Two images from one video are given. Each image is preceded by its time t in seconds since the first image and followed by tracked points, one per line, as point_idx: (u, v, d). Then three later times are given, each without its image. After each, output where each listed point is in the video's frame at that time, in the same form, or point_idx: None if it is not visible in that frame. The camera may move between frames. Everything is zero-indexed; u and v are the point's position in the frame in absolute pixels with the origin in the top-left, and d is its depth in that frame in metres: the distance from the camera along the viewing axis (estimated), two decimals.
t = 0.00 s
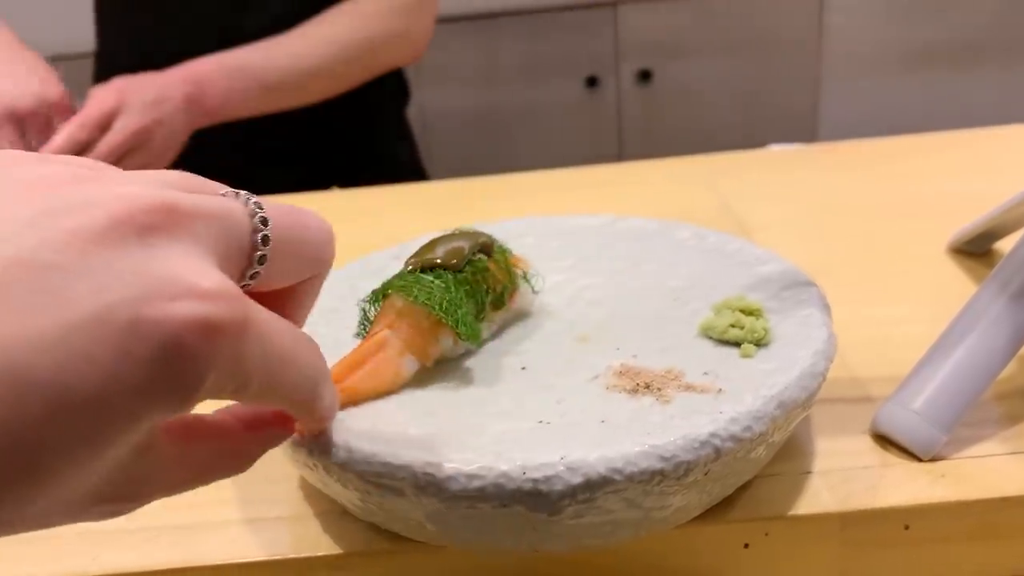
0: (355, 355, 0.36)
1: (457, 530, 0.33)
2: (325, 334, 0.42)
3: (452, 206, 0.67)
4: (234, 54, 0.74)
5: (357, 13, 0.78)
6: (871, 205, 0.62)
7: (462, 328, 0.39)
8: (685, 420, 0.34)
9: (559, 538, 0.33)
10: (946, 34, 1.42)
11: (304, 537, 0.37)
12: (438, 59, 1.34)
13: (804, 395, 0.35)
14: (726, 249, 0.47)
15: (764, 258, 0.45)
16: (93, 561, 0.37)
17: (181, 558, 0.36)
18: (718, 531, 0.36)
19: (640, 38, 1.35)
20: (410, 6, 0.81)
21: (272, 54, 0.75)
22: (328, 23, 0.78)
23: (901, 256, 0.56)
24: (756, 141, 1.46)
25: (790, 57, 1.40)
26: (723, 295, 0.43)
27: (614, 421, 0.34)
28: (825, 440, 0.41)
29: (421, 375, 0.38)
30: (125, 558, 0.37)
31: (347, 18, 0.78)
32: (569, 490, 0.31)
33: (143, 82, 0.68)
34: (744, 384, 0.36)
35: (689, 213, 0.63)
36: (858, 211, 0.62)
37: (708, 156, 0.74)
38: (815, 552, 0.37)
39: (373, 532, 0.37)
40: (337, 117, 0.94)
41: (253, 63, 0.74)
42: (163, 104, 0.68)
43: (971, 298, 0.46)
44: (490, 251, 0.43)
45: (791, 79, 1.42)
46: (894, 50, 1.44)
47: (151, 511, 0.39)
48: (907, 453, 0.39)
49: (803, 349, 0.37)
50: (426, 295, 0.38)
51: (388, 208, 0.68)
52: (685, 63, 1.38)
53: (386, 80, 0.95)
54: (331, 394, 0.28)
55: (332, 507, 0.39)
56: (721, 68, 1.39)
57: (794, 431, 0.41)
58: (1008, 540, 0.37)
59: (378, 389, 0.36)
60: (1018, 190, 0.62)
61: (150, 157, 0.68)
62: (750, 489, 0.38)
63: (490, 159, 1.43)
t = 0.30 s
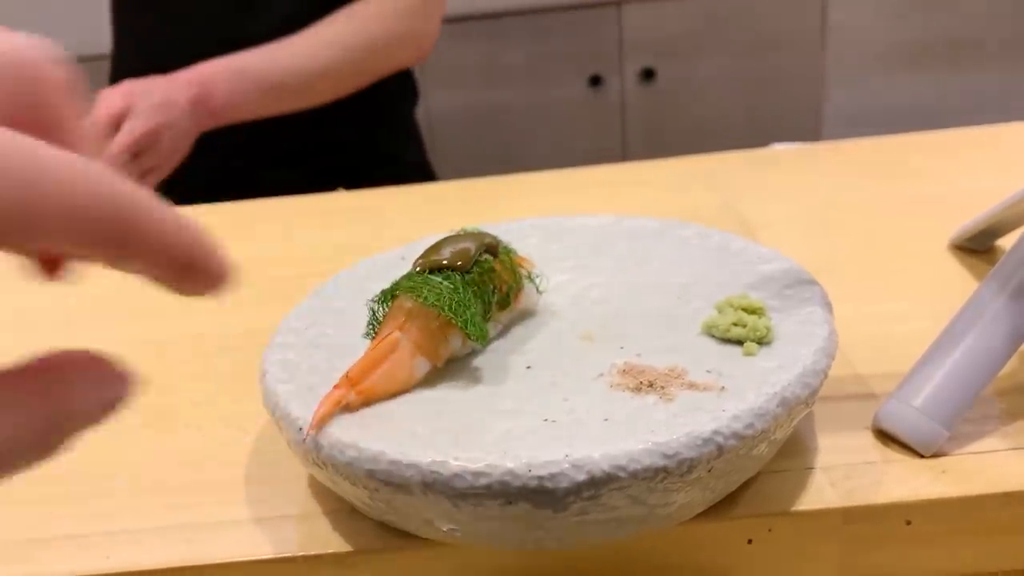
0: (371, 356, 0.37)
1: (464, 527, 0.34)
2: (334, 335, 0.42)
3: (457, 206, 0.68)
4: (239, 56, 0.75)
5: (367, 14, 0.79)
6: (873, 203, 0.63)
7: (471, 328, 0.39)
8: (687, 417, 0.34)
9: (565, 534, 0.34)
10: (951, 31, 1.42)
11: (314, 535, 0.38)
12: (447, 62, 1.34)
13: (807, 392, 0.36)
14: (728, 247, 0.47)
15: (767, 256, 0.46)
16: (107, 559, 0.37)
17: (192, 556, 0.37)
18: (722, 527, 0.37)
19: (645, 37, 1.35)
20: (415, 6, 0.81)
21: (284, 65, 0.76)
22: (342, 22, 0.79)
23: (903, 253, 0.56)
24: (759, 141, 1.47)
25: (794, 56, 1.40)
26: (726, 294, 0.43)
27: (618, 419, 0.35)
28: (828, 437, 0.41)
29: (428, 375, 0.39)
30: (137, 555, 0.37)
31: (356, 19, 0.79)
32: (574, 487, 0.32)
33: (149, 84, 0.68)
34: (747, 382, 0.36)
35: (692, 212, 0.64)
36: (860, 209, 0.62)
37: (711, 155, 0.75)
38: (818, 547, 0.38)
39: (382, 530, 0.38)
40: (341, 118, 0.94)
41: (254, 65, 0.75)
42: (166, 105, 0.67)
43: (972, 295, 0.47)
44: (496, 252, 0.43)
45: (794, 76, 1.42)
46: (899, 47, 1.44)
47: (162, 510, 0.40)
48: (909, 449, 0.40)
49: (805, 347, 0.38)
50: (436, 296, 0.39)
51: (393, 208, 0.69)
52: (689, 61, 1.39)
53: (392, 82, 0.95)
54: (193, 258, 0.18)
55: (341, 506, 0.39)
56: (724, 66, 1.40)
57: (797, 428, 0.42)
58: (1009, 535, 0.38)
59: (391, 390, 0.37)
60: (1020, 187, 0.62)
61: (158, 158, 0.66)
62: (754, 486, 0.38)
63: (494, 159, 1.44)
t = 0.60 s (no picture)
0: (373, 368, 0.37)
1: (468, 533, 0.34)
2: (340, 343, 0.43)
3: (462, 211, 0.68)
4: (254, 58, 0.86)
5: (369, 15, 0.87)
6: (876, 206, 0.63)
7: (475, 337, 0.40)
8: (687, 425, 0.35)
9: (568, 539, 0.34)
10: (958, 28, 1.42)
11: (323, 539, 0.39)
12: (451, 64, 1.35)
13: (805, 399, 0.36)
14: (728, 253, 0.48)
15: (766, 263, 0.46)
16: (122, 564, 0.38)
17: (202, 561, 0.38)
18: (723, 530, 0.37)
19: (650, 37, 1.36)
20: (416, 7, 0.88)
21: (302, 63, 0.86)
22: (345, 22, 0.87)
23: (905, 256, 0.57)
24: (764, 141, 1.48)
25: (801, 56, 1.40)
26: (727, 300, 0.44)
27: (619, 426, 0.35)
28: (828, 441, 0.42)
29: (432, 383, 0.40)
30: (150, 560, 0.38)
31: (358, 19, 0.87)
32: (576, 494, 0.32)
33: (161, 92, 0.81)
34: (746, 389, 0.37)
35: (695, 215, 0.65)
36: (864, 211, 0.62)
37: (715, 157, 0.75)
38: (818, 551, 0.38)
39: (389, 535, 0.38)
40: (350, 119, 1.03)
41: (267, 68, 0.85)
42: (173, 114, 0.80)
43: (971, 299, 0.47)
44: (500, 261, 0.44)
45: (800, 74, 1.42)
46: (905, 45, 1.44)
47: (173, 515, 0.41)
48: (907, 453, 0.40)
49: (804, 354, 0.38)
50: (440, 306, 0.39)
51: (399, 213, 0.70)
52: (694, 61, 1.39)
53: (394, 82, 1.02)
54: None
55: (349, 510, 0.40)
56: (729, 66, 1.40)
57: (798, 433, 0.42)
58: (1006, 537, 0.38)
59: (396, 399, 0.38)
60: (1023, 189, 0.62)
61: (172, 158, 0.80)
62: (755, 490, 0.39)
63: (501, 159, 1.45)
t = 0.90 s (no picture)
0: (392, 357, 0.38)
1: (485, 519, 0.35)
2: (357, 333, 0.44)
3: (475, 205, 0.69)
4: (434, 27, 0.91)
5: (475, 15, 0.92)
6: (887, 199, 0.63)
7: (491, 326, 0.40)
8: (702, 412, 0.35)
9: (584, 525, 0.35)
10: (970, 22, 1.42)
11: (341, 526, 0.39)
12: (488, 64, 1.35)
13: (818, 386, 0.37)
14: (741, 245, 0.48)
15: (779, 254, 0.47)
16: (143, 550, 0.39)
17: (220, 548, 0.38)
18: (736, 517, 0.38)
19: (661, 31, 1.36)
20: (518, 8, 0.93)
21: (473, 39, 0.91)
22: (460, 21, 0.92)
23: (917, 248, 0.57)
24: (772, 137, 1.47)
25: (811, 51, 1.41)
26: (740, 291, 0.44)
27: (634, 413, 0.36)
28: (841, 431, 0.42)
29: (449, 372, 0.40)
30: (171, 546, 0.39)
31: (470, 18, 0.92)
32: (591, 480, 0.33)
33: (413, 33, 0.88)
34: (760, 378, 0.37)
35: (706, 208, 0.65)
36: (875, 204, 0.63)
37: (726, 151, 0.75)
38: (830, 538, 0.39)
39: (407, 522, 0.39)
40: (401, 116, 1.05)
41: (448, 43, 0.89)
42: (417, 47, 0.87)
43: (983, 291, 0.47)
44: (514, 252, 0.44)
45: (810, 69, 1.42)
46: (915, 39, 1.44)
47: (191, 504, 0.41)
48: (919, 442, 0.41)
49: (817, 342, 0.39)
50: (456, 296, 0.40)
51: (412, 208, 0.70)
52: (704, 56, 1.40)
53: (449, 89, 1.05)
54: None
55: (366, 498, 0.41)
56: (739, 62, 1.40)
57: (811, 422, 0.43)
58: (1019, 524, 0.38)
59: (414, 388, 0.38)
60: None
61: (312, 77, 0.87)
62: (767, 478, 0.39)
63: (511, 156, 1.45)
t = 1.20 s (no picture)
0: (396, 359, 0.38)
1: (488, 521, 0.35)
2: (361, 335, 0.44)
3: (481, 205, 0.69)
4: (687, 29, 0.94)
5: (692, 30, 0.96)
6: (894, 200, 0.63)
7: (494, 329, 0.40)
8: (705, 416, 0.35)
9: (586, 528, 0.35)
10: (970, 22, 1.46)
11: (345, 528, 0.39)
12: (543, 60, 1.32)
13: (822, 391, 0.37)
14: (746, 248, 0.48)
15: (784, 257, 0.47)
16: (147, 550, 0.39)
17: (223, 549, 0.39)
18: (739, 521, 0.38)
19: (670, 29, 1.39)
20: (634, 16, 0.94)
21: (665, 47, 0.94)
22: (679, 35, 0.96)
23: (922, 249, 0.57)
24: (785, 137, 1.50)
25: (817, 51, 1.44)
26: (744, 294, 0.44)
27: (637, 417, 0.36)
28: (845, 435, 0.42)
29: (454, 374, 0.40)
30: (176, 546, 0.39)
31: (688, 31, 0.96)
32: (593, 483, 0.33)
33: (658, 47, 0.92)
34: (763, 382, 0.37)
35: (713, 209, 0.65)
36: (882, 205, 0.63)
37: (732, 152, 0.75)
38: (833, 542, 0.39)
39: (409, 523, 0.39)
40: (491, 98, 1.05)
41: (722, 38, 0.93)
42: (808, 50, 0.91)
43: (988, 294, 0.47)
44: (518, 255, 0.44)
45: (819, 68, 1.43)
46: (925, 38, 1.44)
47: (196, 504, 0.42)
48: (924, 446, 0.41)
49: (821, 346, 0.39)
50: (460, 299, 0.40)
51: (419, 208, 0.70)
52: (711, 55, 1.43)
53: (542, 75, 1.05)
54: None
55: (370, 500, 0.41)
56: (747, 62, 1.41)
57: (814, 426, 0.43)
58: None
59: (418, 390, 0.38)
60: None
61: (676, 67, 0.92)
62: (770, 481, 0.39)
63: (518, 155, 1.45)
